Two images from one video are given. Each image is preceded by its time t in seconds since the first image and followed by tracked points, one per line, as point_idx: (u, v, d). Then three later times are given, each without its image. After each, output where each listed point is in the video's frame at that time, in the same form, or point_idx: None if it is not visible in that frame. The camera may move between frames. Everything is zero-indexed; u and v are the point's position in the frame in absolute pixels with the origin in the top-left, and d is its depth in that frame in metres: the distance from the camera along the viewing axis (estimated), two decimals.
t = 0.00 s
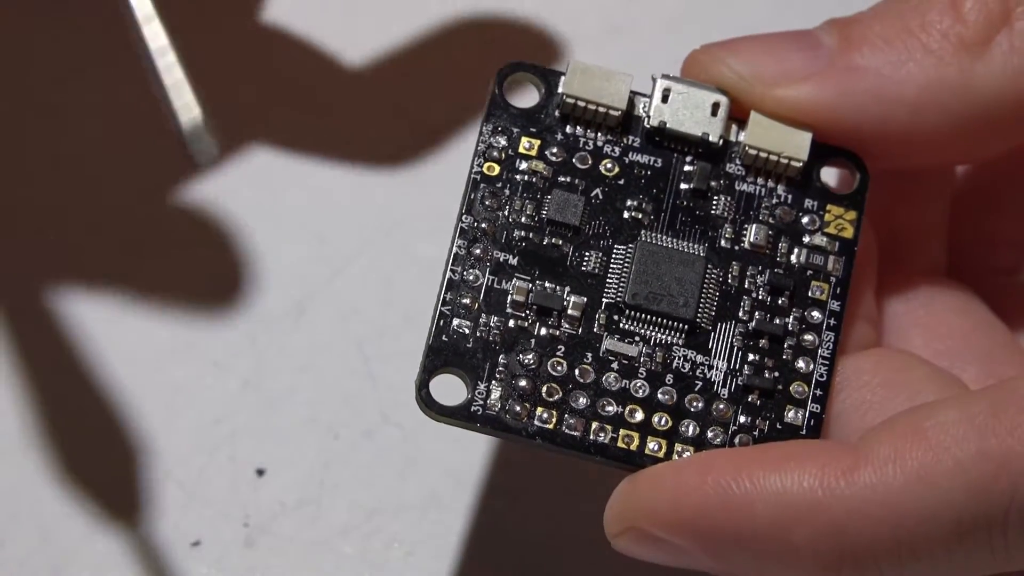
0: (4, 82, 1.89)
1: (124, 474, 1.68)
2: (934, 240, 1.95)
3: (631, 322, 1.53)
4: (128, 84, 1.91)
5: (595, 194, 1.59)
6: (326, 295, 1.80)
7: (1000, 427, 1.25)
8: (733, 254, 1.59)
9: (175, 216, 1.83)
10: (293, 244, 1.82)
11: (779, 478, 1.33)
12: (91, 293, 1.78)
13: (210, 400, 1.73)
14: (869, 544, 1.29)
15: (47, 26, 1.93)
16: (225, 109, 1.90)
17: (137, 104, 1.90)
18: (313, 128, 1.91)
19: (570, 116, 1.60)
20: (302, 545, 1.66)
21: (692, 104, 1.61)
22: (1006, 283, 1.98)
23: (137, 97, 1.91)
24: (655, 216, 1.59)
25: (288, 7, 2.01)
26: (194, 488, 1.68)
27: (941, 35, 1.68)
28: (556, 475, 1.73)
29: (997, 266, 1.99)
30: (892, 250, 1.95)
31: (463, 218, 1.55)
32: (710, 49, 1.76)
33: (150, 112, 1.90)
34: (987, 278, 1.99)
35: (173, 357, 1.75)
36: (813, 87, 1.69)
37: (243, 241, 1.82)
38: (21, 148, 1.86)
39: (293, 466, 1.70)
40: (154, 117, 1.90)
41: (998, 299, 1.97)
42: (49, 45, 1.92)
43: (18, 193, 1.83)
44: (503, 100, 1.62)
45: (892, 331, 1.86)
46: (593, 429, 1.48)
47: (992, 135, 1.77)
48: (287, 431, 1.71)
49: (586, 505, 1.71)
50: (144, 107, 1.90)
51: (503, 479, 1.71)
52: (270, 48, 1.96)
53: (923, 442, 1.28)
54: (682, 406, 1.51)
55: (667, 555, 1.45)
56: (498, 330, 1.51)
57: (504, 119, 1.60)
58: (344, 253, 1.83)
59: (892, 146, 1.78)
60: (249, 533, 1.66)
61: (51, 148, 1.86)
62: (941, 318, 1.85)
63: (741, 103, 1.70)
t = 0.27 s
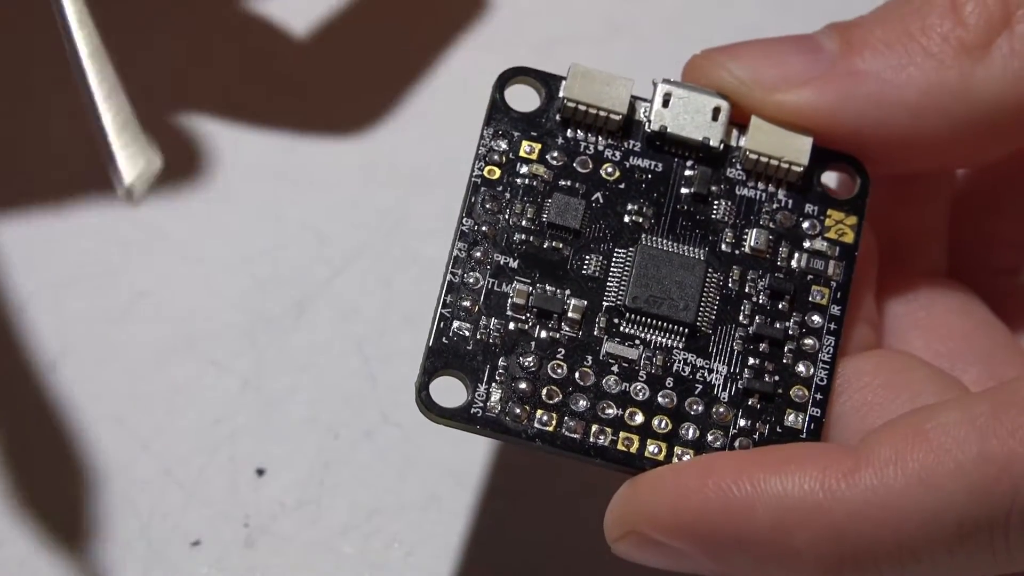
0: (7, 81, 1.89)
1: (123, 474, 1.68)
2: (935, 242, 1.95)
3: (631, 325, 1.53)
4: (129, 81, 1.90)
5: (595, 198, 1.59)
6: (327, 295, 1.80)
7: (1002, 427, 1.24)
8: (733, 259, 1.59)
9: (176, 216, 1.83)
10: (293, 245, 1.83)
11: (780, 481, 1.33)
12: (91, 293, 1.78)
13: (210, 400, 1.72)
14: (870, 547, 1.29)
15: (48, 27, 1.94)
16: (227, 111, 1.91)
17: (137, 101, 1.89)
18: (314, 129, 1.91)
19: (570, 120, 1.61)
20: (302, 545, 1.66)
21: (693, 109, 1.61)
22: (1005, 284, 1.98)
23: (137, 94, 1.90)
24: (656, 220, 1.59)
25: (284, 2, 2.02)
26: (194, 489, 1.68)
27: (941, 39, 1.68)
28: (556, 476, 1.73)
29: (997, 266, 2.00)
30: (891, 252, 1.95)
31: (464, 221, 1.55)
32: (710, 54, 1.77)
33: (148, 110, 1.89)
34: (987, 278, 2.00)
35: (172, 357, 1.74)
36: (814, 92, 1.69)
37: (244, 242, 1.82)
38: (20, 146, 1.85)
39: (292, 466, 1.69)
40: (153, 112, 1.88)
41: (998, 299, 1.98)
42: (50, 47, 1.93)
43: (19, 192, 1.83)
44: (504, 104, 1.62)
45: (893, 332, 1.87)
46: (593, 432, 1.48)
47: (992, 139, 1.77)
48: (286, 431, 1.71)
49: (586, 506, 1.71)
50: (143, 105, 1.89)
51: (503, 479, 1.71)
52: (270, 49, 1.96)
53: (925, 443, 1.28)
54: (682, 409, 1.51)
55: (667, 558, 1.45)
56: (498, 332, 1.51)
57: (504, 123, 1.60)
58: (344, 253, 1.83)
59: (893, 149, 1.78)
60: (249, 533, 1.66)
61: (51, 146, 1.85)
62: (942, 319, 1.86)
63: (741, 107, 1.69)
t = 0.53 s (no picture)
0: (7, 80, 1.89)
1: (123, 473, 1.68)
2: (934, 242, 1.95)
3: (631, 324, 1.53)
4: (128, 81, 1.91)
5: (595, 197, 1.59)
6: (326, 294, 1.80)
7: (1002, 427, 1.24)
8: (733, 258, 1.59)
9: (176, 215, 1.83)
10: (291, 244, 1.82)
11: (780, 479, 1.33)
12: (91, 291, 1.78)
13: (209, 399, 1.72)
14: (870, 545, 1.29)
15: (49, 25, 1.94)
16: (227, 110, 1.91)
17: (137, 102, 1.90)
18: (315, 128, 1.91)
19: (570, 120, 1.61)
20: (301, 544, 1.66)
21: (693, 109, 1.61)
22: (1006, 284, 1.98)
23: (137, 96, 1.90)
24: (655, 220, 1.59)
25: None
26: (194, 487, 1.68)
27: (941, 39, 1.68)
28: (555, 475, 1.73)
29: (998, 266, 1.99)
30: (891, 252, 1.95)
31: (464, 220, 1.55)
32: (709, 55, 1.77)
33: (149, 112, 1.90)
34: (987, 279, 2.00)
35: (172, 356, 1.74)
36: (813, 92, 1.70)
37: (244, 241, 1.82)
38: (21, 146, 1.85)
39: (292, 465, 1.69)
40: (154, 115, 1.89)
41: (998, 299, 1.97)
42: (50, 45, 1.92)
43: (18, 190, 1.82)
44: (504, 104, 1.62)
45: (893, 332, 1.87)
46: (593, 431, 1.48)
47: (992, 139, 1.77)
48: (286, 430, 1.71)
49: (585, 505, 1.71)
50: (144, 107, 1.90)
51: (502, 478, 1.71)
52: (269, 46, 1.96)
53: (925, 442, 1.28)
54: (682, 408, 1.51)
55: (667, 558, 1.44)
56: (498, 331, 1.51)
57: (504, 122, 1.60)
58: (344, 252, 1.83)
59: (893, 149, 1.78)
60: (249, 532, 1.66)
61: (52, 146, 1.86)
62: (941, 319, 1.85)
63: (741, 107, 1.69)
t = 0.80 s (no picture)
0: (10, 81, 1.90)
1: (125, 473, 1.68)
2: (935, 242, 1.96)
3: (632, 325, 1.53)
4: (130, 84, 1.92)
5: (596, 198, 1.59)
6: (327, 295, 1.80)
7: (1004, 427, 1.24)
8: (734, 259, 1.59)
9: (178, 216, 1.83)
10: (293, 245, 1.83)
11: (781, 479, 1.33)
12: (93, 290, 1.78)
13: (211, 399, 1.72)
14: (872, 545, 1.29)
15: (51, 27, 1.94)
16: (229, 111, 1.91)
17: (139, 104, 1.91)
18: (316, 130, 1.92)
19: (571, 121, 1.61)
20: (302, 545, 1.66)
21: (693, 110, 1.61)
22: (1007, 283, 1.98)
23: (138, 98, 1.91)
24: (656, 220, 1.59)
25: None
26: (195, 488, 1.68)
27: (942, 40, 1.69)
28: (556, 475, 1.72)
29: (1000, 266, 1.99)
30: (892, 252, 1.95)
31: (465, 221, 1.55)
32: (710, 57, 1.77)
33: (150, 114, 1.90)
34: (989, 279, 1.99)
35: (172, 355, 1.74)
36: (814, 93, 1.70)
37: (245, 241, 1.82)
38: (23, 148, 1.86)
39: (293, 465, 1.69)
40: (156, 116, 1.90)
41: (1000, 299, 1.97)
42: (51, 47, 1.93)
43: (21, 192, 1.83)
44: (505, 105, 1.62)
45: (894, 332, 1.87)
46: (594, 430, 1.48)
47: (993, 140, 1.77)
48: (286, 430, 1.71)
49: (586, 506, 1.71)
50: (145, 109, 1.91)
51: (503, 478, 1.71)
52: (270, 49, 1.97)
53: (926, 442, 1.28)
54: (683, 408, 1.51)
55: (668, 559, 1.44)
56: (499, 331, 1.51)
57: (505, 123, 1.60)
58: (345, 253, 1.83)
59: (893, 150, 1.79)
60: (250, 532, 1.66)
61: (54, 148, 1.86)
62: (943, 319, 1.86)
63: (742, 109, 1.70)
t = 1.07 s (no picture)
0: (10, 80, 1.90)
1: (124, 473, 1.68)
2: (935, 240, 1.96)
3: (631, 323, 1.53)
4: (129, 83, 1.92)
5: (595, 197, 1.59)
6: (326, 294, 1.80)
7: (1003, 425, 1.24)
8: (733, 259, 1.59)
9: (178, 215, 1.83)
10: (293, 244, 1.83)
11: (780, 477, 1.32)
12: (92, 291, 1.78)
13: (210, 399, 1.72)
14: (871, 543, 1.29)
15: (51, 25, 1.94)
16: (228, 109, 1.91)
17: (138, 103, 1.90)
18: (316, 128, 1.92)
19: (570, 121, 1.61)
20: (302, 545, 1.65)
21: (692, 110, 1.62)
22: (1006, 282, 1.98)
23: (137, 96, 1.91)
24: (655, 220, 1.59)
25: None
26: (194, 488, 1.68)
27: (940, 41, 1.69)
28: (556, 475, 1.72)
29: (999, 265, 1.99)
30: (892, 252, 1.95)
31: (463, 220, 1.55)
32: (709, 57, 1.77)
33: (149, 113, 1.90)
34: (988, 278, 2.00)
35: (171, 355, 1.74)
36: (813, 94, 1.70)
37: (245, 240, 1.82)
38: (21, 146, 1.85)
39: (292, 465, 1.69)
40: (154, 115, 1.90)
41: (999, 298, 1.98)
42: (51, 47, 1.93)
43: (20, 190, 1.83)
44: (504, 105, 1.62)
45: (893, 330, 1.87)
46: (593, 428, 1.48)
47: (992, 141, 1.78)
48: (285, 429, 1.71)
49: (586, 506, 1.71)
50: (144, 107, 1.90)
51: (502, 477, 1.71)
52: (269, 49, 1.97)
53: (926, 441, 1.28)
54: (681, 407, 1.51)
55: (667, 556, 1.44)
56: (498, 329, 1.51)
57: (504, 123, 1.60)
58: (344, 252, 1.83)
59: (893, 150, 1.79)
60: (250, 532, 1.66)
61: (52, 145, 1.86)
62: (941, 318, 1.86)
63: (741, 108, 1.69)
